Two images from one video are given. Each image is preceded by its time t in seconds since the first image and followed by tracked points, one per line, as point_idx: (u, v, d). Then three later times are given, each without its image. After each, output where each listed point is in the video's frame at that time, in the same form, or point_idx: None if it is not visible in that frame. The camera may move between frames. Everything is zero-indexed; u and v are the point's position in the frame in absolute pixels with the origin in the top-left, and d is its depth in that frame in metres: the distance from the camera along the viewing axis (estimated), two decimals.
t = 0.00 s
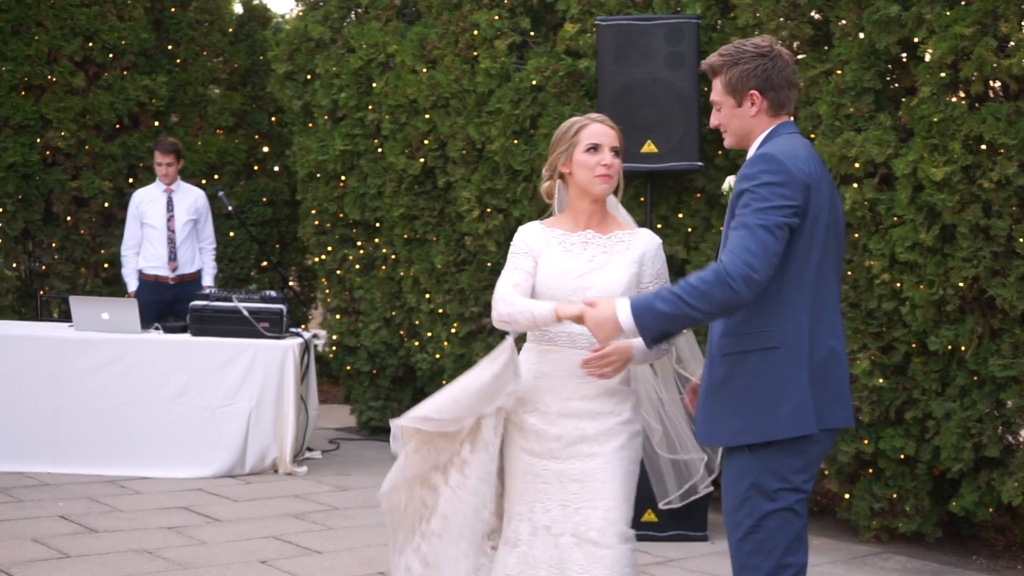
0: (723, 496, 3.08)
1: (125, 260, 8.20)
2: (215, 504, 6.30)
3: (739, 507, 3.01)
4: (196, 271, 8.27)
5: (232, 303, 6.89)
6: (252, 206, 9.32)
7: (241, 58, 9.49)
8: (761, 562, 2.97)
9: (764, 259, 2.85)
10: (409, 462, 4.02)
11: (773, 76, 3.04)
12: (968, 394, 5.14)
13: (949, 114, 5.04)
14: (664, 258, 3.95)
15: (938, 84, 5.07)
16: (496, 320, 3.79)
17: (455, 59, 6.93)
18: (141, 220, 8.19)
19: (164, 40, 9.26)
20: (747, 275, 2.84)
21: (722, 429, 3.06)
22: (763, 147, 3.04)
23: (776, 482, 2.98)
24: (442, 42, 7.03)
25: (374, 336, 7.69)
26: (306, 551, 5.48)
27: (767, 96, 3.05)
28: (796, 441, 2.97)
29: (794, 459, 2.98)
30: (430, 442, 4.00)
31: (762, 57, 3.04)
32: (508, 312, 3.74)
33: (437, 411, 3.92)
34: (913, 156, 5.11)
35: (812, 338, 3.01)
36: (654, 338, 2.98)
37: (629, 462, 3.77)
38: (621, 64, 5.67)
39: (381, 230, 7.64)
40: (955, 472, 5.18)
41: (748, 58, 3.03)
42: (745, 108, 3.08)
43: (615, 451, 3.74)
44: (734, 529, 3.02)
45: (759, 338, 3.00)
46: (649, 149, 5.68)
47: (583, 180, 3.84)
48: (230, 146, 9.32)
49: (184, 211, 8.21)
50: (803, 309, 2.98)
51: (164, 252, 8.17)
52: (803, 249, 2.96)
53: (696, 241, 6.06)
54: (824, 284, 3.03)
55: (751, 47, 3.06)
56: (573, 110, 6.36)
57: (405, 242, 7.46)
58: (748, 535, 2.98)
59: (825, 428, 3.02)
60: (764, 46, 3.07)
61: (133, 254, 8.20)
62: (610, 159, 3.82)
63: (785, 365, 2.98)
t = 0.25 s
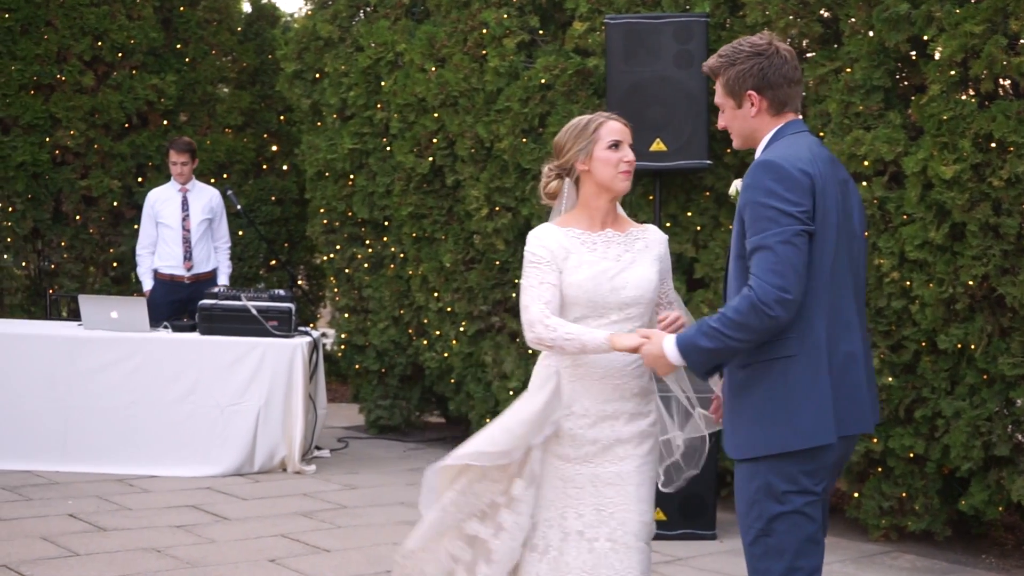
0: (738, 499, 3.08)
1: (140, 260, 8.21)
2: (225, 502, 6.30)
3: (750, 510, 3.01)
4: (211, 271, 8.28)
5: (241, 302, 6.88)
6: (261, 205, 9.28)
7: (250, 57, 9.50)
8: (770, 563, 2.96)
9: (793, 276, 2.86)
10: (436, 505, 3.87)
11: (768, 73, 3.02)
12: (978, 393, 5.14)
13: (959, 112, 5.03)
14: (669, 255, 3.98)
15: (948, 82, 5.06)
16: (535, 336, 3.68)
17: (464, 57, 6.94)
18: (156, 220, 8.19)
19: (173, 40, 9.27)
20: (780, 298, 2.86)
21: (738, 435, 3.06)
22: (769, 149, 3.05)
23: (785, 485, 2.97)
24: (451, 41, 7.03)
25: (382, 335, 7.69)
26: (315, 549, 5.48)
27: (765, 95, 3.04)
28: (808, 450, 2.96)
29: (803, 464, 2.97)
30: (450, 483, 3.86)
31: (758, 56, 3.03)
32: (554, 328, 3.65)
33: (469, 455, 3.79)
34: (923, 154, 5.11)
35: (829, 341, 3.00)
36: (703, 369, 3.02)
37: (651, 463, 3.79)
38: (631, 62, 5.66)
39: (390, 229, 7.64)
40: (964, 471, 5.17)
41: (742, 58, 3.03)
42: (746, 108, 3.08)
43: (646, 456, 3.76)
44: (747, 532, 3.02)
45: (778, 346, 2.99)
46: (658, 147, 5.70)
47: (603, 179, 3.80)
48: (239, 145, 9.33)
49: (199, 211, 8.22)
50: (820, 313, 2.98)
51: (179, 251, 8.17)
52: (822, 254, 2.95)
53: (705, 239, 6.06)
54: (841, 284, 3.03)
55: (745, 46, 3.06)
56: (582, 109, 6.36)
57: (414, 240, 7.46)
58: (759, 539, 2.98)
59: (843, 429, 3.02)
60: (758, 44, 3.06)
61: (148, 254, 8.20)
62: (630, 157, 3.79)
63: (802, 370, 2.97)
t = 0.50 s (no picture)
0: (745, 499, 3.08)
1: (150, 259, 8.21)
2: (230, 500, 6.31)
3: (757, 510, 3.00)
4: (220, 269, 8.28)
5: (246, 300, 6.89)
6: (266, 203, 9.36)
7: (255, 56, 9.50)
8: (778, 565, 2.96)
9: (811, 277, 2.85)
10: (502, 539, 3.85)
11: (773, 69, 3.01)
12: (984, 391, 5.13)
13: (965, 110, 5.03)
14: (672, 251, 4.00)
15: (955, 80, 5.06)
16: (576, 340, 3.64)
17: (470, 56, 6.94)
18: (166, 219, 8.20)
19: (179, 38, 9.28)
20: (800, 299, 2.85)
21: (748, 436, 3.05)
22: (779, 146, 3.04)
23: (792, 486, 2.97)
24: (457, 39, 7.03)
25: (388, 333, 7.70)
26: (320, 547, 5.49)
27: (770, 91, 3.03)
28: (817, 452, 2.95)
29: (810, 465, 2.97)
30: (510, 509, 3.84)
31: (762, 51, 3.02)
32: (598, 330, 3.62)
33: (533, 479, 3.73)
34: (929, 152, 5.10)
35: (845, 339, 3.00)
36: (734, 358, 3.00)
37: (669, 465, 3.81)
38: (637, 61, 5.68)
39: (395, 227, 7.65)
40: (970, 469, 5.16)
41: (745, 55, 3.02)
42: (754, 106, 3.07)
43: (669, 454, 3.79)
44: (753, 533, 3.02)
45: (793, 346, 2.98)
46: (663, 145, 5.69)
47: (618, 178, 3.77)
48: (244, 144, 9.34)
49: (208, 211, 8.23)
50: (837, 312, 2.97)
51: (189, 249, 8.18)
52: (838, 253, 2.94)
53: (710, 237, 6.05)
54: (854, 281, 3.02)
55: (750, 42, 3.05)
56: (588, 107, 6.36)
57: (419, 239, 7.46)
58: (767, 540, 2.98)
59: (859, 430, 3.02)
60: (764, 40, 3.05)
61: (158, 252, 8.21)
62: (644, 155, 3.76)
63: (816, 370, 2.96)
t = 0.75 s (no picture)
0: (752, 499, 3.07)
1: (156, 257, 8.21)
2: (233, 499, 6.31)
3: (764, 511, 3.00)
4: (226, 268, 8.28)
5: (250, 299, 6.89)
6: (270, 202, 9.35)
7: (259, 54, 9.49)
8: (785, 565, 2.96)
9: (821, 273, 2.84)
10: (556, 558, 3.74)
11: (783, 65, 3.00)
12: (988, 389, 5.13)
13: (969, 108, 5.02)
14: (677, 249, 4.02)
15: (959, 78, 5.06)
16: (616, 330, 3.62)
17: (473, 54, 6.94)
18: (172, 217, 8.19)
19: (183, 37, 9.29)
20: (807, 296, 2.84)
21: (754, 435, 3.04)
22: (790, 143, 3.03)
23: (798, 486, 2.97)
24: (460, 37, 7.03)
25: (391, 332, 7.69)
26: (324, 546, 5.49)
27: (779, 88, 3.03)
28: (823, 453, 2.95)
29: (816, 465, 2.96)
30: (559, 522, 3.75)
31: (772, 48, 3.02)
32: (635, 315, 3.61)
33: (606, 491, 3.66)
34: (933, 150, 5.10)
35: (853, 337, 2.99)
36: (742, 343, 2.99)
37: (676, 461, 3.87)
38: (640, 59, 5.67)
39: (399, 226, 7.65)
40: (975, 467, 5.15)
41: (755, 52, 3.02)
42: (763, 102, 3.07)
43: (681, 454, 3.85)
44: (760, 533, 3.01)
45: (801, 345, 2.96)
46: (667, 143, 5.68)
47: (628, 176, 3.76)
48: (248, 142, 9.34)
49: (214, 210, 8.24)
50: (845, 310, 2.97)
51: (194, 248, 8.18)
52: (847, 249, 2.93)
53: (714, 236, 6.05)
54: (864, 280, 3.00)
55: (762, 37, 3.05)
56: (591, 106, 6.36)
57: (423, 237, 7.46)
58: (773, 540, 2.97)
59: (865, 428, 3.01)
60: (776, 36, 3.04)
61: (164, 250, 8.21)
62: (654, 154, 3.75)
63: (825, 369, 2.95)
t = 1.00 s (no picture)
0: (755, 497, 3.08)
1: (157, 256, 8.21)
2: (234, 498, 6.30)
3: (767, 510, 3.00)
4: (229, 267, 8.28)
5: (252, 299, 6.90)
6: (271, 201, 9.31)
7: (261, 53, 9.49)
8: (789, 565, 2.96)
9: (828, 267, 2.83)
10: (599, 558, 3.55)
11: (792, 65, 3.00)
12: (990, 387, 5.13)
13: (971, 106, 5.01)
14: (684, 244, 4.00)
15: (961, 76, 5.05)
16: (638, 314, 3.51)
17: (475, 53, 6.93)
18: (174, 215, 8.20)
19: (184, 36, 9.29)
20: (811, 290, 2.83)
21: (760, 434, 3.03)
22: (799, 140, 3.03)
23: (801, 485, 2.98)
24: (462, 36, 7.03)
25: (392, 331, 7.69)
26: (325, 545, 5.48)
27: (786, 87, 3.03)
28: (830, 452, 2.95)
29: (820, 465, 2.96)
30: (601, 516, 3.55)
31: (781, 46, 3.01)
32: (655, 296, 3.49)
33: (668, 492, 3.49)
34: (935, 149, 5.10)
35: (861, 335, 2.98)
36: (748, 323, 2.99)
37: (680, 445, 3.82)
38: (642, 58, 5.67)
39: (401, 225, 7.65)
40: (977, 466, 5.15)
41: (764, 49, 3.01)
42: (770, 99, 3.07)
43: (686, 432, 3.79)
44: (764, 531, 3.01)
45: (807, 341, 2.95)
46: (668, 142, 5.67)
47: (635, 172, 3.74)
48: (250, 141, 9.35)
49: (216, 208, 8.24)
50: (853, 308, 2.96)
51: (196, 248, 8.17)
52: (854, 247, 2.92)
53: (716, 234, 6.05)
54: (870, 278, 3.00)
55: (772, 35, 3.04)
56: (593, 104, 6.35)
57: (425, 236, 7.46)
58: (777, 539, 2.97)
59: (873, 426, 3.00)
60: (786, 34, 3.03)
61: (165, 249, 8.21)
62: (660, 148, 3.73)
63: (832, 367, 2.94)
